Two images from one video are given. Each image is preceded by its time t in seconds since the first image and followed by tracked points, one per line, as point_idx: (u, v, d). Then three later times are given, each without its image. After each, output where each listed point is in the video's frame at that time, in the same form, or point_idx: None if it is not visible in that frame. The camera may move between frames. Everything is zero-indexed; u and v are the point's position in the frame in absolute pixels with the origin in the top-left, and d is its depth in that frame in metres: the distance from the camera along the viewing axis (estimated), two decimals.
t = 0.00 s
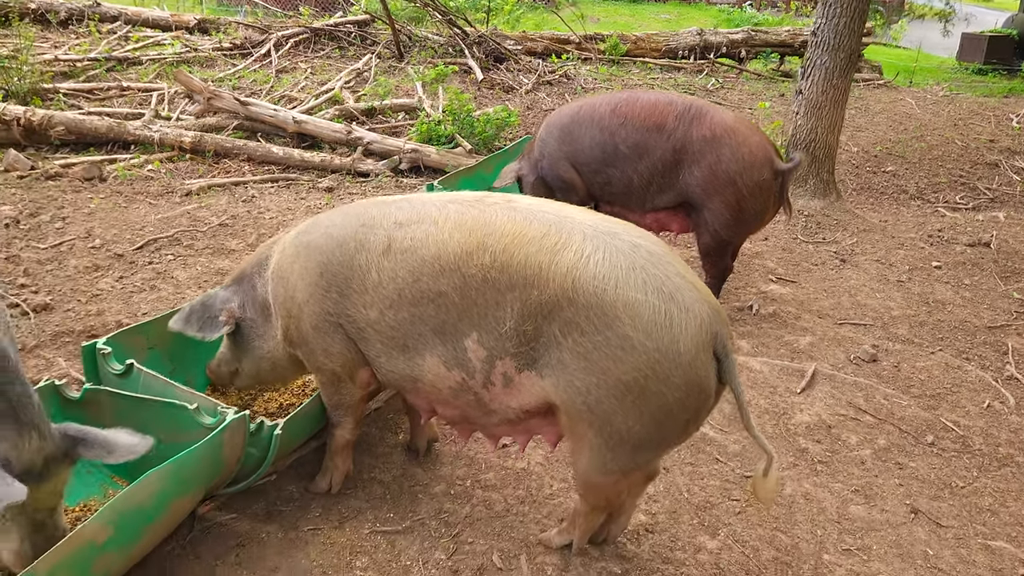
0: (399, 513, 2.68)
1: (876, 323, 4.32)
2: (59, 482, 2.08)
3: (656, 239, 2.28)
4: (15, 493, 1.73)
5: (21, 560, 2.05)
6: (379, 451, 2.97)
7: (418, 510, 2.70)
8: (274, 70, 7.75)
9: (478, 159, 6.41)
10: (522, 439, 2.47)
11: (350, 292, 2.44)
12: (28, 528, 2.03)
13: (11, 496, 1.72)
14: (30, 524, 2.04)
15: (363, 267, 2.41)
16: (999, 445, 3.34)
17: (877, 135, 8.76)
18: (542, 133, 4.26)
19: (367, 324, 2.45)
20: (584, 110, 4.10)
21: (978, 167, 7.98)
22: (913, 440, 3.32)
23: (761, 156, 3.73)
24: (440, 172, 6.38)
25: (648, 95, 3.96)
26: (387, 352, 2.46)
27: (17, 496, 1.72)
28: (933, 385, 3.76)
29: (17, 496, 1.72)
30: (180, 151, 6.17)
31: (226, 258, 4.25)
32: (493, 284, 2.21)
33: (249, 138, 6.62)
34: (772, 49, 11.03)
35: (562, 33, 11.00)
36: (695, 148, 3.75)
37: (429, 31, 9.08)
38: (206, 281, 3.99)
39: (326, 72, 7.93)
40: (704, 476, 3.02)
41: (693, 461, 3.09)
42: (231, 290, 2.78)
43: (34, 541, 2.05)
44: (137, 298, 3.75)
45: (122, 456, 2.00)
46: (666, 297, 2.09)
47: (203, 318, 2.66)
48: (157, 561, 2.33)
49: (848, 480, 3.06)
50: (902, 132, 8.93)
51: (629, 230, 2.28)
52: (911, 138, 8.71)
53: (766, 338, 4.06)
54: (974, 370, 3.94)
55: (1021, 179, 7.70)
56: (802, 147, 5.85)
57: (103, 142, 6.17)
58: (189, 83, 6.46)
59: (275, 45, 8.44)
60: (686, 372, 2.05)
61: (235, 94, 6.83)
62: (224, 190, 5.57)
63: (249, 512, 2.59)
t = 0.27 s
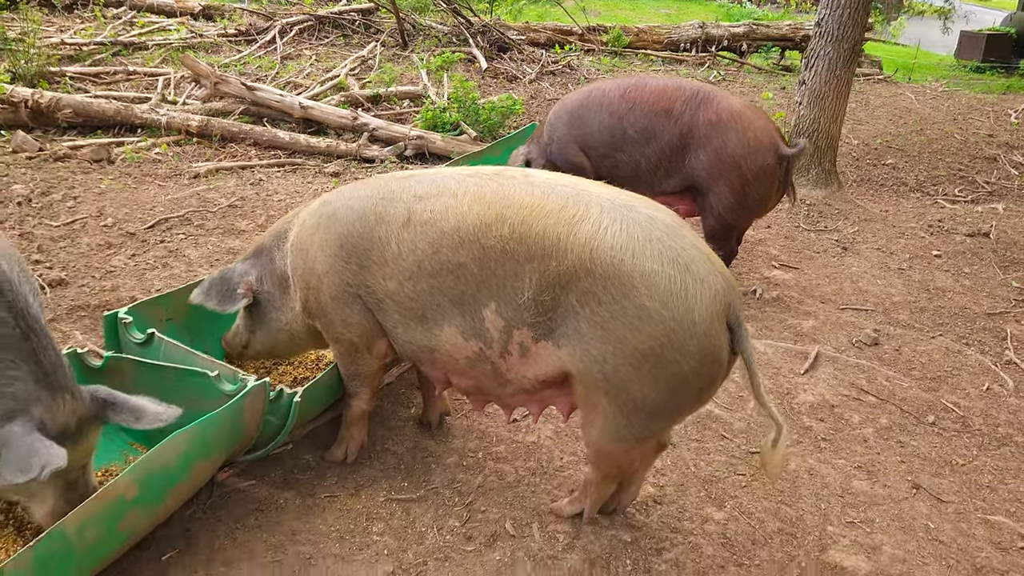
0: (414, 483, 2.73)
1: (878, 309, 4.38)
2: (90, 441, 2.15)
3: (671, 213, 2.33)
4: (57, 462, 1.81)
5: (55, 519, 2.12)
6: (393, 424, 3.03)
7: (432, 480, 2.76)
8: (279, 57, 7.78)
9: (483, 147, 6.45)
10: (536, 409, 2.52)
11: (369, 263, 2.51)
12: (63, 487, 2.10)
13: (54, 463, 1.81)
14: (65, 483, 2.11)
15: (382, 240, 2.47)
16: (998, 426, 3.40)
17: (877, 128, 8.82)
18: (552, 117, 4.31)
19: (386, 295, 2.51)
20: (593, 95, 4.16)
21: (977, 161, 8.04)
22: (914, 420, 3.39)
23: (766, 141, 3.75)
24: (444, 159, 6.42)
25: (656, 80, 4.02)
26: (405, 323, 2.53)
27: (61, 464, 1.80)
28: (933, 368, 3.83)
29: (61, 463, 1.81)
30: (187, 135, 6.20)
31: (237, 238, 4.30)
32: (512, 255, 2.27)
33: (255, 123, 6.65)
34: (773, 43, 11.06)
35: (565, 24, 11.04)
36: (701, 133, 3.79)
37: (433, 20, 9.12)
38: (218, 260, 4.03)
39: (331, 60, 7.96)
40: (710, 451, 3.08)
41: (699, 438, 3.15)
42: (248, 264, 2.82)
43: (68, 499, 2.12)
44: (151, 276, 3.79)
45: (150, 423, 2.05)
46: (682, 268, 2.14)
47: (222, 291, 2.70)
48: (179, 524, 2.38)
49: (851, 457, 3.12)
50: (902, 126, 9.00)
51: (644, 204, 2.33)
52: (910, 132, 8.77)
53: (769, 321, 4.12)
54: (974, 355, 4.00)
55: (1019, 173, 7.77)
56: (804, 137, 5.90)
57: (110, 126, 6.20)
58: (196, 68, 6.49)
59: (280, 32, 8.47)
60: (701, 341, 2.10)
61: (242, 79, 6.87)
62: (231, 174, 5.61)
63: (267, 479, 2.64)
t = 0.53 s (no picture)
0: (424, 462, 2.78)
1: (878, 298, 4.43)
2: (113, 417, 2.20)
3: (683, 196, 2.37)
4: (80, 433, 1.85)
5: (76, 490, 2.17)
6: (402, 405, 3.08)
7: (441, 460, 2.80)
8: (282, 45, 7.79)
9: (485, 136, 6.47)
10: (546, 389, 2.57)
11: (383, 245, 2.56)
12: (85, 459, 2.16)
13: (77, 435, 1.86)
14: (86, 456, 2.17)
15: (397, 221, 2.53)
16: (997, 412, 3.46)
17: (876, 122, 8.87)
18: (558, 106, 4.35)
19: (399, 277, 2.56)
20: (599, 83, 4.19)
21: (975, 155, 8.09)
22: (915, 406, 3.44)
23: (770, 130, 3.79)
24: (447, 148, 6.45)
25: (662, 69, 4.05)
26: (418, 304, 2.59)
27: (83, 436, 1.85)
28: (933, 356, 3.88)
29: (82, 434, 1.85)
30: (191, 121, 6.21)
31: (244, 223, 4.34)
32: (526, 237, 2.32)
33: (258, 110, 6.67)
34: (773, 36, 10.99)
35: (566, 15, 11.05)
36: (707, 121, 3.83)
37: (435, 10, 9.13)
38: (226, 244, 4.06)
39: (333, 48, 7.97)
40: (714, 434, 3.13)
41: (703, 421, 3.20)
42: (260, 251, 2.89)
43: (89, 472, 2.17)
44: (160, 259, 3.82)
45: (173, 393, 2.10)
46: (694, 250, 2.18)
47: (235, 277, 2.75)
48: (195, 499, 2.41)
49: (853, 441, 3.17)
50: (901, 120, 9.05)
51: (657, 186, 2.37)
52: (909, 126, 8.82)
53: (772, 309, 4.17)
54: (973, 343, 4.06)
55: (1016, 167, 7.83)
56: (805, 129, 5.94)
57: (114, 111, 6.21)
58: (200, 55, 6.50)
59: (283, 20, 8.47)
60: (712, 322, 2.15)
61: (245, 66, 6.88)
62: (236, 160, 5.63)
63: (280, 457, 2.68)
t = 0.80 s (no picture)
0: (439, 449, 2.80)
1: (883, 291, 4.47)
2: (137, 399, 2.19)
3: (703, 186, 2.40)
4: (105, 410, 1.89)
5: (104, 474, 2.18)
6: (416, 393, 3.10)
7: (457, 447, 2.82)
8: (284, 35, 7.77)
9: (489, 128, 6.48)
10: (562, 377, 2.62)
11: (401, 233, 2.61)
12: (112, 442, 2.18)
13: (103, 411, 1.89)
14: (114, 438, 2.19)
15: (416, 209, 2.58)
16: (1002, 404, 3.50)
17: (877, 117, 8.90)
18: (567, 97, 4.36)
19: (417, 264, 2.63)
20: (609, 75, 4.21)
21: (975, 150, 8.13)
22: (922, 398, 3.47)
23: (781, 123, 3.80)
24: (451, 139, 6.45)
25: (673, 61, 4.06)
26: (437, 291, 2.65)
27: (107, 412, 1.88)
28: (938, 348, 3.92)
29: (108, 411, 1.89)
30: (195, 111, 6.20)
31: (253, 212, 4.36)
32: (547, 225, 2.35)
33: (262, 101, 6.66)
34: (773, 30, 10.97)
35: (567, 7, 11.03)
36: (717, 114, 3.84)
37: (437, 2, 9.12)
38: (235, 233, 4.07)
39: (336, 39, 7.95)
40: (725, 424, 3.15)
41: (714, 411, 3.22)
42: (277, 250, 2.92)
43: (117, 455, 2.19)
44: (171, 247, 3.83)
45: (197, 373, 2.11)
46: (715, 240, 2.21)
47: (258, 278, 2.78)
48: (215, 484, 2.43)
49: (861, 431, 3.20)
50: (901, 115, 9.08)
51: (677, 176, 2.40)
52: (909, 121, 8.86)
53: (778, 301, 4.20)
54: (977, 336, 4.10)
55: (1016, 163, 7.87)
56: (809, 123, 5.96)
57: (118, 100, 6.20)
58: (204, 44, 6.49)
59: (285, 10, 8.45)
60: (732, 311, 2.17)
61: (249, 56, 6.86)
62: (241, 150, 5.63)
63: (297, 443, 2.70)
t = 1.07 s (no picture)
0: (458, 438, 2.83)
1: (892, 287, 4.50)
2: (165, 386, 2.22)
3: (729, 181, 2.42)
4: (141, 402, 1.89)
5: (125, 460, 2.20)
6: (434, 381, 3.14)
7: (476, 436, 2.85)
8: (292, 25, 7.76)
9: (498, 120, 6.49)
10: (584, 369, 2.68)
11: (426, 223, 2.67)
12: (136, 428, 2.19)
13: (140, 402, 1.89)
14: (137, 424, 2.19)
15: (442, 200, 2.62)
16: (1011, 399, 3.54)
17: (881, 113, 8.92)
18: (580, 90, 4.39)
19: (442, 255, 2.67)
20: (623, 69, 4.23)
21: (979, 148, 8.16)
22: (932, 392, 3.51)
23: (795, 119, 3.82)
24: (459, 131, 6.46)
25: (688, 56, 4.08)
26: (461, 282, 2.69)
27: (145, 403, 1.88)
28: (947, 343, 3.95)
29: (144, 402, 1.88)
30: (204, 99, 6.20)
31: (266, 202, 4.38)
32: (574, 218, 2.38)
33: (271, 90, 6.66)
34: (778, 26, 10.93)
35: None
36: (732, 109, 3.87)
37: None
38: (250, 222, 4.09)
39: (343, 29, 7.95)
40: (739, 416, 3.18)
41: (727, 403, 3.25)
42: (302, 244, 2.97)
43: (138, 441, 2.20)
44: (187, 235, 3.85)
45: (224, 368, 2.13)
46: (742, 235, 2.23)
47: (283, 274, 2.81)
48: (241, 470, 2.46)
49: (873, 424, 3.24)
50: (905, 112, 9.10)
51: (704, 171, 2.43)
52: (914, 118, 8.88)
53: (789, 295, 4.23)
54: (985, 332, 4.13)
55: (1020, 161, 7.90)
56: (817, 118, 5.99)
57: (128, 88, 6.20)
58: (213, 33, 6.49)
59: None
60: (757, 305, 2.20)
61: (258, 45, 6.86)
62: (252, 139, 5.64)
63: (319, 430, 2.73)
